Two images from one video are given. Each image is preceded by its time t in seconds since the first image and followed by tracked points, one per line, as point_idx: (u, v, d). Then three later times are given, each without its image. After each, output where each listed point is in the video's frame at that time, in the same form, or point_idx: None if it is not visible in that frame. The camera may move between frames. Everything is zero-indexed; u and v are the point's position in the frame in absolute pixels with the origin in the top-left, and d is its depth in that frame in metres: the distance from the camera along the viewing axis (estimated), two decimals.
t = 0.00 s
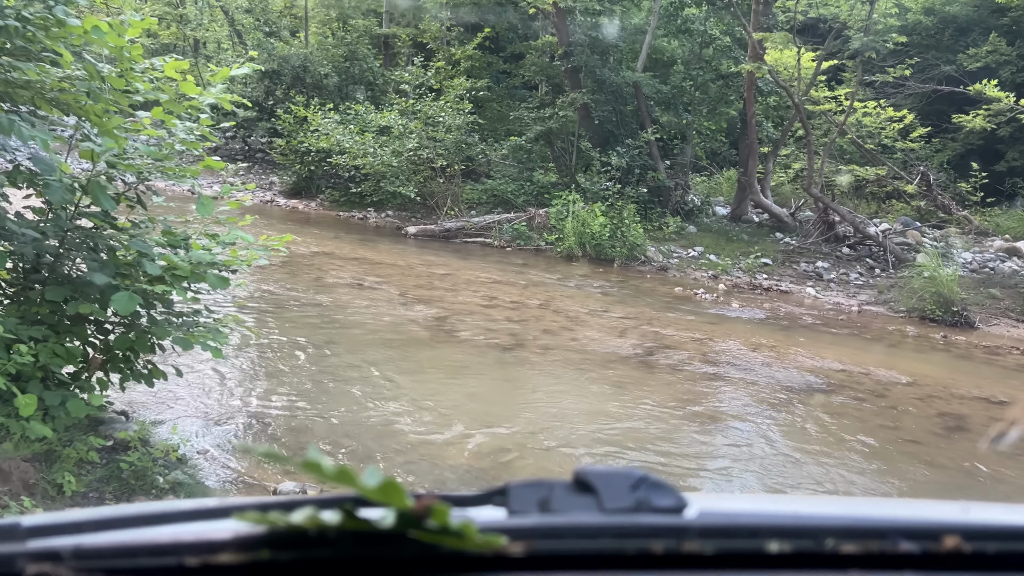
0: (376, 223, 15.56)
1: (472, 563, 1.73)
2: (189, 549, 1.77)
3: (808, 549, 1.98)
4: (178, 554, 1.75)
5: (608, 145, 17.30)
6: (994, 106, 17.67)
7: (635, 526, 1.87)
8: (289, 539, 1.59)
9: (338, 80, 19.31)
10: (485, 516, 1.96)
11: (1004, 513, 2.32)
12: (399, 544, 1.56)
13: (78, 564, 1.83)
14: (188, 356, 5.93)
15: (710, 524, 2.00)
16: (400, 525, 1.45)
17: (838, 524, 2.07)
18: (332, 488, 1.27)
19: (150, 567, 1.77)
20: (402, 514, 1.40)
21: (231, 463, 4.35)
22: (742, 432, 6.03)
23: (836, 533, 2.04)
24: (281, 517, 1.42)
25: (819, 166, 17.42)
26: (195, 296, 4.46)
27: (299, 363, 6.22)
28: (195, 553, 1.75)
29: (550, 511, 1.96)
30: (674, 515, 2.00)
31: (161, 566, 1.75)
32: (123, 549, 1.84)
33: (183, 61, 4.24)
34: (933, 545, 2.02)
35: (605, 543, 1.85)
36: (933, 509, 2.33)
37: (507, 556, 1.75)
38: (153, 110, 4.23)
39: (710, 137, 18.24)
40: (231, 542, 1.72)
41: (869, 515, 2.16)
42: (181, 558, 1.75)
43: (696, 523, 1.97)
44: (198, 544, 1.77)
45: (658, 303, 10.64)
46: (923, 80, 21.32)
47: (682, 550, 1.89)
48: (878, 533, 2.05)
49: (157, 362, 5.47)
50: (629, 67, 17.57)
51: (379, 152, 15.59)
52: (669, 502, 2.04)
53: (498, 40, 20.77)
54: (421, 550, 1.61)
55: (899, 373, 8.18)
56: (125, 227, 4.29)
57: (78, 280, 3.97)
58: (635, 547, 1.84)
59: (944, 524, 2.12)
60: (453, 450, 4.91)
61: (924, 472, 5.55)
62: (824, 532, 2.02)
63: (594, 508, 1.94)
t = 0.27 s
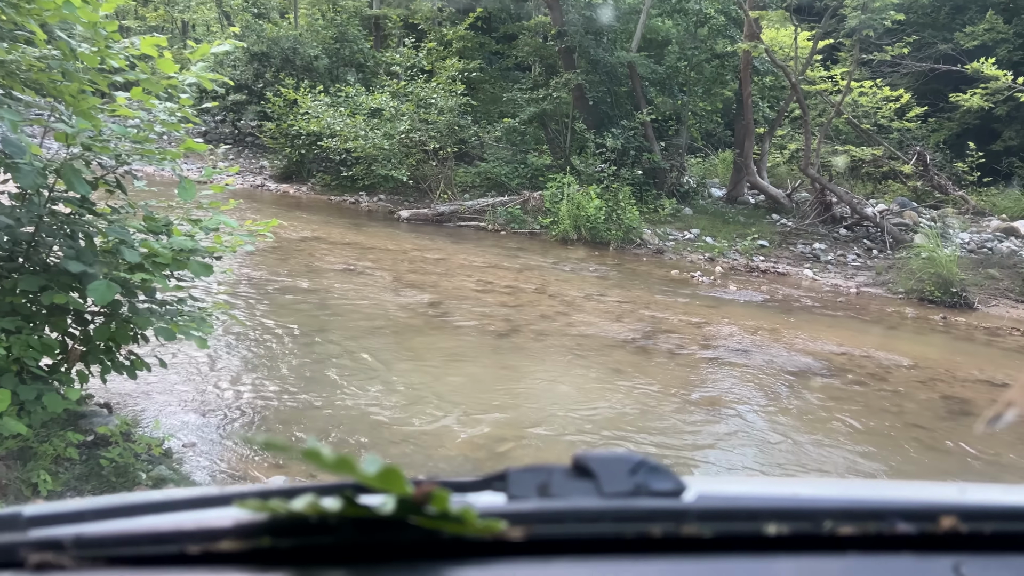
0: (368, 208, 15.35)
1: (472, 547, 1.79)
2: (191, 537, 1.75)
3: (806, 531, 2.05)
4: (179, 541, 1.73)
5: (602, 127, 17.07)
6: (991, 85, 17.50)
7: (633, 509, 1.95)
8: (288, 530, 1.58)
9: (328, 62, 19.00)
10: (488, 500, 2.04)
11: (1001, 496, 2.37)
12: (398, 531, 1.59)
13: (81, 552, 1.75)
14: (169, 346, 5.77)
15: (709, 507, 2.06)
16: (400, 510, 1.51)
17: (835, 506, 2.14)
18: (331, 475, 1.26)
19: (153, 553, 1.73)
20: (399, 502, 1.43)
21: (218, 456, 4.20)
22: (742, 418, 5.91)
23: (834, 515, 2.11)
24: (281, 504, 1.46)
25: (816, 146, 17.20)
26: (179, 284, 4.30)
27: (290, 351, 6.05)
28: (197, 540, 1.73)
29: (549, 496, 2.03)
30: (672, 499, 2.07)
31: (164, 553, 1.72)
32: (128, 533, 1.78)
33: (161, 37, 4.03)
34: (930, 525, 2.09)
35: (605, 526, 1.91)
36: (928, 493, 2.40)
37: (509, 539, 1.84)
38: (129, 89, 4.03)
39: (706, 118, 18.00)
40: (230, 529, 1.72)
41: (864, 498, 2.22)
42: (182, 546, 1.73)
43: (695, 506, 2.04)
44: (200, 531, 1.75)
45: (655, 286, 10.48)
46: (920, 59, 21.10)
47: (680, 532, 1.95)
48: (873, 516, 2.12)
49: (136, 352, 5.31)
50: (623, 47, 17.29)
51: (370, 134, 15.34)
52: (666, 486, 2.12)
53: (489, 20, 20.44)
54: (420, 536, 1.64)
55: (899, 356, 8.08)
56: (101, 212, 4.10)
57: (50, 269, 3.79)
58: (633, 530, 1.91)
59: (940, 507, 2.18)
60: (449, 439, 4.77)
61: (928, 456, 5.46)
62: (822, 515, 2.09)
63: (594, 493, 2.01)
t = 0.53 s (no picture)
0: (360, 194, 15.07)
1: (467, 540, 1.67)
2: (187, 531, 1.60)
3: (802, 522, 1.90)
4: (175, 536, 1.59)
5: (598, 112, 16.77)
6: (992, 69, 17.27)
7: (628, 501, 1.80)
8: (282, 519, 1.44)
9: (318, 45, 18.61)
10: (479, 492, 1.88)
11: (1000, 484, 2.22)
12: (394, 523, 1.44)
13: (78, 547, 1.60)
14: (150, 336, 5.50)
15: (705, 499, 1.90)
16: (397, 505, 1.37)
17: (832, 495, 1.99)
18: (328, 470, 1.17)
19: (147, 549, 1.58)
20: (399, 495, 1.30)
21: (198, 453, 3.97)
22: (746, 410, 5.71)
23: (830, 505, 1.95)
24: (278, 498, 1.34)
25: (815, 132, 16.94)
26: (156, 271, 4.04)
27: (276, 341, 5.82)
28: (192, 534, 1.59)
29: (545, 489, 1.89)
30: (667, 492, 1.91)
31: (161, 548, 1.57)
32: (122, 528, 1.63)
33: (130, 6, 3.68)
34: (924, 516, 1.95)
35: (597, 518, 1.76)
36: (924, 481, 2.25)
37: (505, 533, 1.69)
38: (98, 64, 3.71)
39: (703, 103, 17.72)
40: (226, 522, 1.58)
41: (860, 487, 2.07)
42: (179, 541, 1.58)
43: (690, 497, 1.88)
44: (197, 526, 1.61)
45: (653, 273, 10.24)
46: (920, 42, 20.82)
47: (677, 524, 1.81)
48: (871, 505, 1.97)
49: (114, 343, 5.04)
50: (619, 29, 16.94)
51: (361, 118, 15.02)
52: (662, 478, 1.95)
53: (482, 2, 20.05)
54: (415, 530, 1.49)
55: (904, 345, 7.88)
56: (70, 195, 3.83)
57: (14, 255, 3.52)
58: (627, 523, 1.77)
59: (935, 496, 2.04)
60: (442, 434, 4.55)
61: (941, 450, 5.27)
62: (819, 504, 1.94)
63: (589, 485, 1.86)
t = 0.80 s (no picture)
0: (352, 170, 14.75)
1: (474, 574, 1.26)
2: (194, 555, 1.27)
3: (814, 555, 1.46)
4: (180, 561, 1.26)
5: (595, 87, 16.38)
6: (996, 45, 16.95)
7: (638, 530, 1.37)
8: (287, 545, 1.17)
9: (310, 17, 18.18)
10: (482, 522, 1.41)
11: None
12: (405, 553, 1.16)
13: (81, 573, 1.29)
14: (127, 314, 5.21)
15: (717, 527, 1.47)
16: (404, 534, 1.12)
17: (842, 523, 1.53)
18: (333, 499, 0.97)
19: None
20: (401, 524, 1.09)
21: (173, 442, 3.69)
22: (759, 398, 5.40)
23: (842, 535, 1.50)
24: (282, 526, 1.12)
25: (816, 108, 16.61)
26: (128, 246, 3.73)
27: (262, 324, 5.48)
28: (199, 560, 1.26)
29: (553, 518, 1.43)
30: (678, 517, 1.46)
31: None
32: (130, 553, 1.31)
33: None
34: (937, 546, 1.49)
35: (604, 550, 1.33)
36: (936, 507, 1.80)
37: (508, 567, 1.28)
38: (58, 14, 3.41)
39: (703, 78, 17.38)
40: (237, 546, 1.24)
41: (868, 514, 1.62)
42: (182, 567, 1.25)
43: (698, 527, 1.45)
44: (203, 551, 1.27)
45: (653, 252, 9.91)
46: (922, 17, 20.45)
47: (686, 556, 1.37)
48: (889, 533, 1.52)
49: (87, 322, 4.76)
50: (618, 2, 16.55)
51: (352, 92, 14.67)
52: (674, 503, 1.50)
53: None
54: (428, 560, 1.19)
55: (916, 328, 7.58)
56: (31, 163, 3.50)
57: None
58: (638, 552, 1.34)
59: (949, 524, 1.58)
60: (440, 426, 4.23)
61: (965, 439, 4.98)
62: (831, 534, 1.49)
63: (594, 513, 1.42)
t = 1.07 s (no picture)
0: (346, 163, 14.57)
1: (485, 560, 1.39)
2: (208, 552, 1.37)
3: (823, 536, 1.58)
4: (195, 559, 1.36)
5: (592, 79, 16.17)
6: (996, 38, 16.83)
7: (650, 516, 1.49)
8: (300, 540, 1.24)
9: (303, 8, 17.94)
10: (497, 511, 1.50)
11: None
12: (417, 542, 1.24)
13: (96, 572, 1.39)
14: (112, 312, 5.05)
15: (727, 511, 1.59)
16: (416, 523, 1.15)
17: (850, 504, 1.65)
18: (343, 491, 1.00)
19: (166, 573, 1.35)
20: (414, 514, 1.11)
21: (161, 447, 3.53)
22: (763, 395, 5.30)
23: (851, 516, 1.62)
24: (294, 518, 1.15)
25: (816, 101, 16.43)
26: (113, 242, 3.56)
27: (255, 320, 5.36)
28: (214, 556, 1.35)
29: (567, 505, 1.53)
30: (690, 504, 1.59)
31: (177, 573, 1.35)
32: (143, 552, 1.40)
33: None
34: (949, 526, 1.61)
35: (616, 535, 1.45)
36: (943, 485, 1.92)
37: (525, 553, 1.40)
38: None
39: (701, 71, 17.20)
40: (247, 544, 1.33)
41: (881, 496, 1.74)
42: (198, 564, 1.35)
43: (710, 511, 1.56)
44: (217, 547, 1.37)
45: (652, 246, 9.79)
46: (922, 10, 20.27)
47: (698, 540, 1.50)
48: (894, 517, 1.63)
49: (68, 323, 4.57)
50: None
51: (347, 83, 14.47)
52: (684, 489, 1.62)
53: None
54: (440, 548, 1.28)
55: (920, 323, 7.49)
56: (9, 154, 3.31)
57: None
58: (651, 538, 1.46)
59: (956, 503, 1.70)
60: (439, 426, 4.13)
61: (973, 437, 4.90)
62: (840, 515, 1.61)
63: (607, 499, 1.53)
